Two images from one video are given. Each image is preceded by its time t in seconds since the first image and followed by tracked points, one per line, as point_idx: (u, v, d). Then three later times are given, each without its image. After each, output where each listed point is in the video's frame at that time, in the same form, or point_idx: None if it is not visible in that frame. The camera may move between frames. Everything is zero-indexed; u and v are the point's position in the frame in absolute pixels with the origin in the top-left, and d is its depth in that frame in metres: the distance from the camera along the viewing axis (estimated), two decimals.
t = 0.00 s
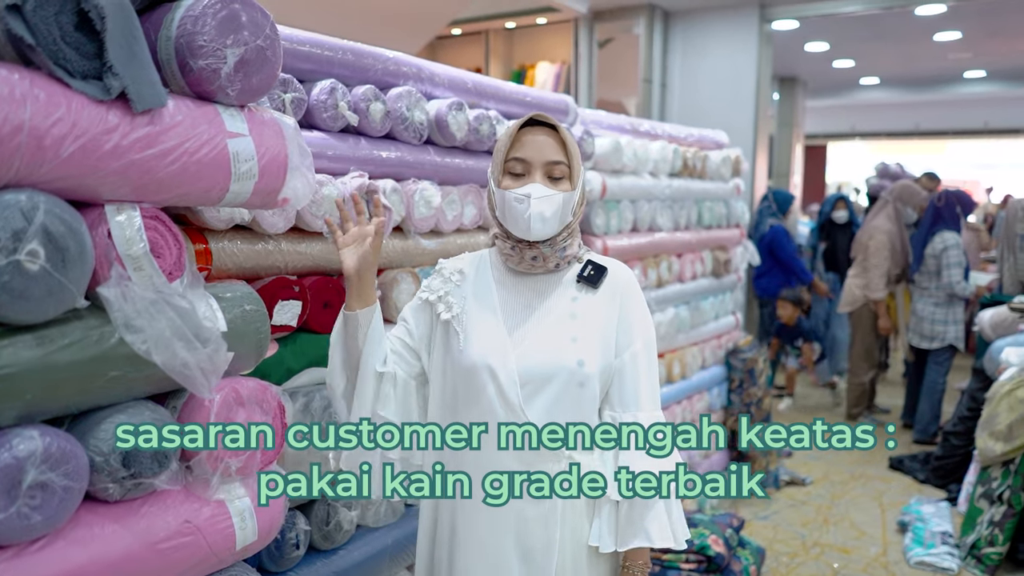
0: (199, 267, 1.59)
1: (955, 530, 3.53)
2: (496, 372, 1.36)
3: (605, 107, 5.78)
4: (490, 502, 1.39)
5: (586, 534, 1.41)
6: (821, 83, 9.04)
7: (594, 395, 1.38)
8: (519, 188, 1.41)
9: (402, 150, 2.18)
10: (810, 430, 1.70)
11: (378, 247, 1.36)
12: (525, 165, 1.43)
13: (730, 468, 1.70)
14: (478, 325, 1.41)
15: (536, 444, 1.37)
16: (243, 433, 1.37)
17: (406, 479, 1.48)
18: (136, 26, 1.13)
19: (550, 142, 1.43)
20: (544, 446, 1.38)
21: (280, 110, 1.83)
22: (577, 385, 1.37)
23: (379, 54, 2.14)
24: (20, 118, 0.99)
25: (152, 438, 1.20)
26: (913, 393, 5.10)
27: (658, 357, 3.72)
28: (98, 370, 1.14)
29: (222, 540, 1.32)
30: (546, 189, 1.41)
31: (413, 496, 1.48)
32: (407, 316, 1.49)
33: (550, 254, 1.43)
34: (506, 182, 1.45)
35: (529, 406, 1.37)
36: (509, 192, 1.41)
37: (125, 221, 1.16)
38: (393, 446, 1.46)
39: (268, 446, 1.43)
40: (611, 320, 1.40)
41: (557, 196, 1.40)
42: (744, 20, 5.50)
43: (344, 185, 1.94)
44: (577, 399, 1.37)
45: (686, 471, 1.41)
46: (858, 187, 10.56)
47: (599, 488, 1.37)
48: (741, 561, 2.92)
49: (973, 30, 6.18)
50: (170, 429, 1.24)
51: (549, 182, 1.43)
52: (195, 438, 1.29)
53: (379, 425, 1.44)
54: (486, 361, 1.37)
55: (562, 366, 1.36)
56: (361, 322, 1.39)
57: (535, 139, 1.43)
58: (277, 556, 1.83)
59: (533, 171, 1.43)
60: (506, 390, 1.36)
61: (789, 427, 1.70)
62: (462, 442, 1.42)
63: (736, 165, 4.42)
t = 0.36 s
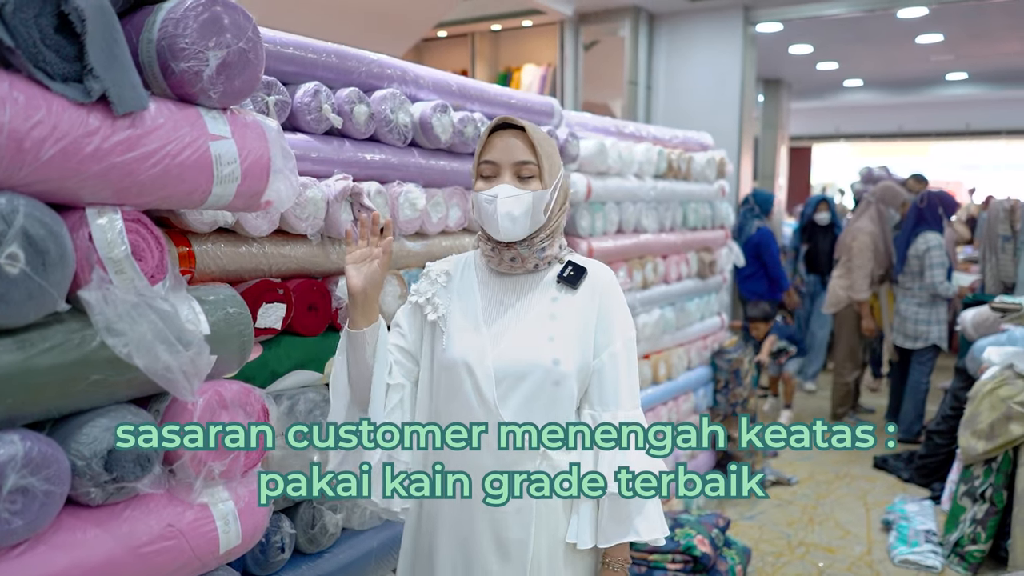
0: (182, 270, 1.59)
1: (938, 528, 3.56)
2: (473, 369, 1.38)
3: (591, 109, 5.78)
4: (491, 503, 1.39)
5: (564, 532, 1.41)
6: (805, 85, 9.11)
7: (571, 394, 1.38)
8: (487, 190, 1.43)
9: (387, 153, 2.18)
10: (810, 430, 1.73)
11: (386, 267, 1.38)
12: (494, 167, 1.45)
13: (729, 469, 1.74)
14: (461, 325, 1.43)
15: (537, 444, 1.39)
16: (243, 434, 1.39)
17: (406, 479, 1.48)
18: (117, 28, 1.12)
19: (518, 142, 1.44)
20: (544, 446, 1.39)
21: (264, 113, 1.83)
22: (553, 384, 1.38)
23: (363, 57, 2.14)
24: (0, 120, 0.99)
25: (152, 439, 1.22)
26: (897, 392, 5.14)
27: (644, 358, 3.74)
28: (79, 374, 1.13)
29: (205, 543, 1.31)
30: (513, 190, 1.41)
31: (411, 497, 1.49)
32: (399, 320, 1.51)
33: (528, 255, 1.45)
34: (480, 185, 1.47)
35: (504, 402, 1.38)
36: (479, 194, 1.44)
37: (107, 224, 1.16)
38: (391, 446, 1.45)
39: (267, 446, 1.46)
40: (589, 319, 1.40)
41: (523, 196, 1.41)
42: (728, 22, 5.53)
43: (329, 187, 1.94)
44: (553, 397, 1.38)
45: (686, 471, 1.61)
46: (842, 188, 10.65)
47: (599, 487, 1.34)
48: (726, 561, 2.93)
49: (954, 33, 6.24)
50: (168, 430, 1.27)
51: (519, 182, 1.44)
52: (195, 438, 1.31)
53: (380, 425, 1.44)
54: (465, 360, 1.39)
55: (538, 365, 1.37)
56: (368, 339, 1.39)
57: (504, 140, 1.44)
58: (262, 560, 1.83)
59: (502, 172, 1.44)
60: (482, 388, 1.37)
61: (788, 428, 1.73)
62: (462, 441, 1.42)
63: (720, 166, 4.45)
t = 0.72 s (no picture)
0: (180, 273, 1.60)
1: (936, 529, 3.57)
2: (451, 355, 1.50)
3: (588, 111, 5.76)
4: (496, 503, 1.46)
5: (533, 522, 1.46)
6: (802, 87, 9.13)
7: (536, 385, 1.43)
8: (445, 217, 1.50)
9: (384, 155, 2.19)
10: (811, 430, 1.73)
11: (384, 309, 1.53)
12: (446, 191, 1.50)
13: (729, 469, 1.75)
14: (452, 317, 1.55)
15: (536, 444, 1.45)
16: (243, 433, 1.39)
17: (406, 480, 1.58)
18: (114, 32, 1.13)
19: (456, 164, 1.45)
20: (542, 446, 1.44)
21: (261, 116, 1.84)
22: (518, 375, 1.43)
23: (360, 59, 2.15)
24: None
25: (152, 438, 1.23)
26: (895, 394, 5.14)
27: (642, 360, 3.74)
28: (77, 376, 1.13)
29: (203, 545, 1.31)
30: (460, 211, 1.47)
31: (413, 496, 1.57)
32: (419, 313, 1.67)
33: (503, 257, 1.51)
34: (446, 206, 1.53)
35: (476, 389, 1.47)
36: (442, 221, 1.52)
37: (104, 227, 1.16)
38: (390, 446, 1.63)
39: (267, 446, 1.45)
40: (559, 317, 1.43)
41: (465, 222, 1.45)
42: (725, 24, 5.55)
43: (326, 190, 1.94)
44: (519, 387, 1.44)
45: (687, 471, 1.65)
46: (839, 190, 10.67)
47: (599, 489, 1.34)
48: (725, 562, 2.93)
49: (950, 35, 6.26)
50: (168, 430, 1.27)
51: (466, 203, 1.47)
52: (195, 438, 1.31)
53: (379, 425, 1.63)
54: (446, 347, 1.51)
55: (505, 356, 1.44)
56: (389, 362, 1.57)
57: (447, 163, 1.47)
58: (261, 561, 1.84)
59: (451, 197, 1.48)
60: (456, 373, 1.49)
61: (788, 428, 1.75)
62: (462, 442, 1.50)
63: (718, 168, 4.45)
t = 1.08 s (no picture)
0: (185, 274, 1.62)
1: (940, 532, 3.57)
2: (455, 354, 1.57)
3: (591, 113, 5.76)
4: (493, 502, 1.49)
5: (518, 512, 1.49)
6: (805, 88, 9.12)
7: (529, 384, 1.48)
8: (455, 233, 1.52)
9: (388, 156, 2.19)
10: (811, 430, 1.75)
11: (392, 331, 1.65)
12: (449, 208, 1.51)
13: (730, 470, 1.76)
14: (459, 318, 1.62)
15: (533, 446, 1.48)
16: (243, 434, 1.39)
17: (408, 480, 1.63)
18: (120, 32, 1.13)
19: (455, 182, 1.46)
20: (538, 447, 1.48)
21: (266, 117, 1.84)
22: (513, 375, 1.48)
23: (365, 60, 2.15)
24: (4, 125, 1.00)
25: (152, 438, 1.22)
26: (898, 396, 5.13)
27: (645, 362, 3.74)
28: (82, 376, 1.13)
29: (207, 545, 1.31)
30: (462, 225, 1.49)
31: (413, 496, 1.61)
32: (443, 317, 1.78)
33: (506, 263, 1.55)
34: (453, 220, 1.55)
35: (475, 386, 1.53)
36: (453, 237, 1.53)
37: (110, 227, 1.16)
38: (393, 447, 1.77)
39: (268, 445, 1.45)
40: (553, 319, 1.46)
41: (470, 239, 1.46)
42: (729, 26, 5.54)
43: (331, 191, 1.94)
44: (514, 386, 1.49)
45: (687, 471, 1.66)
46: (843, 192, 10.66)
47: (597, 489, 1.37)
48: (728, 564, 2.93)
49: (955, 36, 6.26)
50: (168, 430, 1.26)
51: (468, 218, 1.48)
52: (195, 439, 1.30)
53: (379, 428, 1.75)
54: (451, 346, 1.58)
55: (501, 355, 1.50)
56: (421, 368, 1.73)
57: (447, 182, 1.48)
58: (264, 561, 1.85)
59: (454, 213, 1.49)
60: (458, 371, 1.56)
61: (788, 429, 1.75)
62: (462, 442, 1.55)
63: (721, 169, 4.45)
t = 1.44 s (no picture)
0: (186, 268, 1.61)
1: (945, 527, 3.55)
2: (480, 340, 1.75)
3: (596, 107, 5.74)
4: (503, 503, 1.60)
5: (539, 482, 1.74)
6: (811, 83, 9.07)
7: (555, 366, 1.71)
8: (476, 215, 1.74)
9: (391, 149, 2.18)
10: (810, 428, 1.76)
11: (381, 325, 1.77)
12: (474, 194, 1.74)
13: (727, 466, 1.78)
14: (476, 306, 1.81)
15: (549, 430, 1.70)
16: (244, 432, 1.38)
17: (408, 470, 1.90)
18: (119, 24, 1.12)
19: (485, 171, 1.69)
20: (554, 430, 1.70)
21: (268, 110, 1.83)
22: (541, 357, 1.70)
23: (367, 53, 2.14)
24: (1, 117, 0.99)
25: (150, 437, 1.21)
26: (904, 392, 5.11)
27: (649, 357, 3.72)
28: (81, 370, 1.13)
29: (209, 540, 1.31)
30: (487, 212, 1.70)
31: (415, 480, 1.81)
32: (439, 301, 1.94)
33: (525, 252, 1.76)
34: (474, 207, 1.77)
35: (502, 368, 1.74)
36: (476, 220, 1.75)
37: (109, 220, 1.16)
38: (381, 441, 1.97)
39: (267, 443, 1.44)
40: (576, 306, 1.71)
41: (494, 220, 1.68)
42: (734, 20, 5.51)
43: (333, 184, 1.93)
44: (541, 367, 1.71)
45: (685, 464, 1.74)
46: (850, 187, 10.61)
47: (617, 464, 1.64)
48: (732, 559, 2.93)
49: (962, 30, 6.21)
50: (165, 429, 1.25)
51: (492, 204, 1.70)
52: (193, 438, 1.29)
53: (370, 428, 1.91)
54: (473, 333, 1.77)
55: (529, 340, 1.71)
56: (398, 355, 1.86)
57: (477, 171, 1.71)
58: (267, 556, 1.85)
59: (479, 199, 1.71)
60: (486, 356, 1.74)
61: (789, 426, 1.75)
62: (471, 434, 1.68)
63: (727, 164, 4.42)
